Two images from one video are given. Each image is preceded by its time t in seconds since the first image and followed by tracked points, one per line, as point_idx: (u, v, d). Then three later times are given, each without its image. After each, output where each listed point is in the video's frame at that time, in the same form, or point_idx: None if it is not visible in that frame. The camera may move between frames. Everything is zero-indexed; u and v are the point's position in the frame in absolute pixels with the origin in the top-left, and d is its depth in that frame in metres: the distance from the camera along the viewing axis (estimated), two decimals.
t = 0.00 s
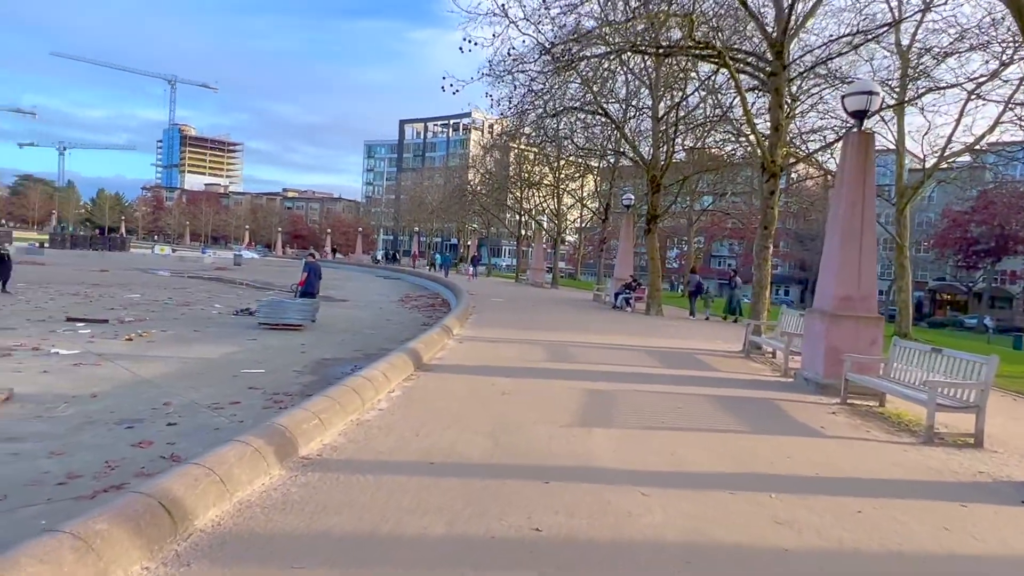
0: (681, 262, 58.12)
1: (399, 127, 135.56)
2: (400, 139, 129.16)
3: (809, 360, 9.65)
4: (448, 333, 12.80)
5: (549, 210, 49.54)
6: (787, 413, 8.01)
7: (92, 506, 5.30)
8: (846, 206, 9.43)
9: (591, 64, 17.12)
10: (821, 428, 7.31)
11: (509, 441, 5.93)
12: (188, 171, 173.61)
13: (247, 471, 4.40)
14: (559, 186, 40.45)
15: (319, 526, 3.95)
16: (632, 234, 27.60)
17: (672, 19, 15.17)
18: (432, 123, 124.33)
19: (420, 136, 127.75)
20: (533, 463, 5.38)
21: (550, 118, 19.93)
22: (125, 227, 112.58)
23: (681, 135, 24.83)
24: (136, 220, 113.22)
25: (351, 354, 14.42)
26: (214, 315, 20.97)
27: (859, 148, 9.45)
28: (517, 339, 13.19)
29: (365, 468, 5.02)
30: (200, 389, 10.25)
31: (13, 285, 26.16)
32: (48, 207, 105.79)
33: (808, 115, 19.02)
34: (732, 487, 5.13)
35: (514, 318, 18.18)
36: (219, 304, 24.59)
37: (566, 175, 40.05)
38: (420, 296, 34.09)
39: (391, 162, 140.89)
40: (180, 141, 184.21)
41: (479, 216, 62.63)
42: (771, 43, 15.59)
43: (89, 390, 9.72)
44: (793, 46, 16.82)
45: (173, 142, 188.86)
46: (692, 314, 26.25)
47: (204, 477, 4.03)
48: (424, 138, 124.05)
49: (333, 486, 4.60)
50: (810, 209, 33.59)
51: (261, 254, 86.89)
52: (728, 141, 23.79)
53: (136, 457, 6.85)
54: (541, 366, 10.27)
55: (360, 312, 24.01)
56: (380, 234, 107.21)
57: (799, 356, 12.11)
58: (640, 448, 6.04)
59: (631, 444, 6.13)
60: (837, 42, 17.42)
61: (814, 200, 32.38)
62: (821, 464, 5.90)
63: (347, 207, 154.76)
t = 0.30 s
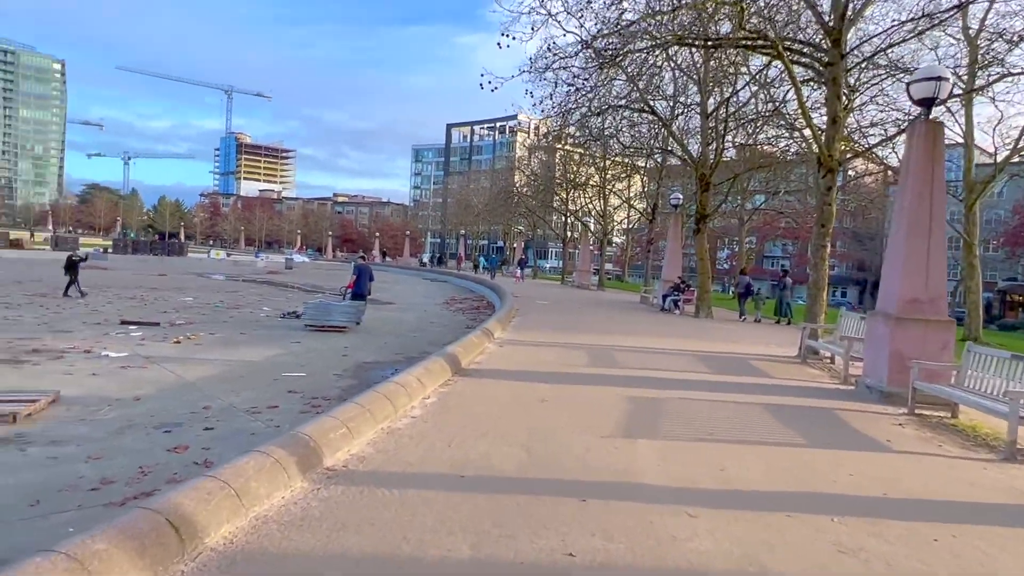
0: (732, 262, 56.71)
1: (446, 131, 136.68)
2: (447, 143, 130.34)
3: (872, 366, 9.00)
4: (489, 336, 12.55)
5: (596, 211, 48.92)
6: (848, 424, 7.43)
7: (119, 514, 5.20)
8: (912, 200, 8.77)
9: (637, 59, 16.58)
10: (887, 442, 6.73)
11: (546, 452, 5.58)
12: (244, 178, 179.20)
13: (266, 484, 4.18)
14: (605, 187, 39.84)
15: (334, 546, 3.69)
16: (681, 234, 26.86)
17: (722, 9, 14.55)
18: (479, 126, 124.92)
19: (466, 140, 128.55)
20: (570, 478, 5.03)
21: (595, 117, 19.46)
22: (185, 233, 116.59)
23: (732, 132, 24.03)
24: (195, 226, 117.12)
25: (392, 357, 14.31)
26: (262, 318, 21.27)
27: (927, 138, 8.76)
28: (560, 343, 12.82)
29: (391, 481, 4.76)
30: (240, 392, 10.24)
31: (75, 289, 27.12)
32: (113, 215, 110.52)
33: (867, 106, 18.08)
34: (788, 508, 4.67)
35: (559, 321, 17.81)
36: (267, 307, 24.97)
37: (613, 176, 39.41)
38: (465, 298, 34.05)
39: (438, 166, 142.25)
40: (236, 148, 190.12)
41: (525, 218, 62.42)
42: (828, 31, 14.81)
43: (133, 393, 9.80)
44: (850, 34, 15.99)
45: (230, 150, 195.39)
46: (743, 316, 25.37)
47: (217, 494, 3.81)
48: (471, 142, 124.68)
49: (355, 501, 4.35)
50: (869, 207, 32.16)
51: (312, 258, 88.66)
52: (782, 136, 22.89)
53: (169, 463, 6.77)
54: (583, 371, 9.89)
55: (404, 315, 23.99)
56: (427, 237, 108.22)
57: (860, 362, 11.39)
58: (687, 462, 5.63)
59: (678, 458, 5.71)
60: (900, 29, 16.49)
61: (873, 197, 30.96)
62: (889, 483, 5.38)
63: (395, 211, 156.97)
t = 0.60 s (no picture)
0: (802, 263, 54.50)
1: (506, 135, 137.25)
2: (507, 147, 130.76)
3: (965, 377, 8.20)
4: (547, 343, 12.22)
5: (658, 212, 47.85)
6: (941, 443, 6.72)
7: (169, 526, 5.13)
8: (1011, 194, 7.94)
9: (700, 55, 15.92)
10: (986, 464, 6.05)
11: (603, 472, 5.21)
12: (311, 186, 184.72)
13: (305, 505, 3.99)
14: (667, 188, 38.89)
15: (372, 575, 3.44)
16: (747, 235, 25.84)
17: None
18: (538, 130, 124.74)
19: (526, 143, 128.63)
20: (627, 501, 4.65)
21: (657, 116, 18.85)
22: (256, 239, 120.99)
23: (801, 127, 22.91)
24: (265, 233, 121.40)
25: (449, 363, 14.16)
26: (324, 323, 21.57)
27: None
28: (621, 350, 12.36)
29: (435, 501, 4.51)
30: (297, 399, 10.25)
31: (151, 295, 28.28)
32: (190, 224, 115.81)
33: (952, 96, 16.84)
34: (879, 543, 4.14)
35: (618, 326, 17.31)
36: (330, 312, 25.38)
37: (675, 176, 38.43)
38: (525, 302, 33.80)
39: (498, 170, 142.89)
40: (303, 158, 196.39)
41: (585, 221, 61.75)
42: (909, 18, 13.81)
43: (194, 399, 9.94)
44: (933, 19, 14.90)
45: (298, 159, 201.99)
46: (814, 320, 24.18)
47: (251, 515, 3.63)
48: (531, 145, 124.61)
49: (397, 523, 4.11)
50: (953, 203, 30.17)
51: (375, 263, 90.40)
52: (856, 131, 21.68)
53: (223, 473, 6.73)
54: (645, 381, 9.42)
55: (463, 319, 23.92)
56: (488, 241, 108.72)
57: (951, 372, 10.46)
58: (758, 485, 5.15)
59: (749, 481, 5.22)
60: (988, 12, 15.27)
61: (958, 192, 29.03)
62: (991, 514, 4.77)
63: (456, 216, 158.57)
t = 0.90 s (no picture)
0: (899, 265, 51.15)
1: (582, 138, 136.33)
2: (583, 150, 129.80)
3: None
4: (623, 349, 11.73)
5: (740, 213, 46.05)
6: None
7: (236, 532, 5.07)
8: None
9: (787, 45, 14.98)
10: None
11: (683, 493, 4.77)
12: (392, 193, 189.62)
13: (362, 520, 3.78)
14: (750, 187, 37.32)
15: None
16: (839, 235, 24.32)
17: None
18: (615, 132, 123.12)
19: (603, 145, 127.25)
20: (711, 527, 4.20)
21: (739, 112, 17.96)
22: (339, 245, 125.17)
23: (900, 119, 21.34)
24: (348, 239, 125.41)
25: (522, 369, 13.88)
26: (400, 327, 21.77)
27: None
28: (702, 357, 11.71)
29: (500, 518, 4.22)
30: (369, 404, 10.23)
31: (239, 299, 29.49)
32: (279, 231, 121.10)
33: None
34: None
35: (699, 332, 16.56)
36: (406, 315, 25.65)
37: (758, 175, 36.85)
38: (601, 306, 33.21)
39: (574, 173, 142.09)
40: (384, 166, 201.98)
41: (663, 222, 60.26)
42: None
43: (271, 402, 10.09)
44: None
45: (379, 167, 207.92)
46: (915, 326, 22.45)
47: (305, 531, 3.44)
48: (608, 147, 123.16)
49: (458, 542, 3.84)
50: None
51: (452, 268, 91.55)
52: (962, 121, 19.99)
53: (292, 477, 6.68)
54: (729, 391, 8.81)
55: (538, 324, 23.62)
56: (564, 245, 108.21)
57: None
58: (862, 513, 4.57)
59: (851, 507, 4.65)
60: None
61: None
62: None
63: (532, 220, 158.83)
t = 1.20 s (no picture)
0: None
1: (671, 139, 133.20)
2: (672, 152, 126.83)
3: None
4: (714, 360, 11.12)
5: (842, 214, 43.43)
6: None
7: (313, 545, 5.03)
8: None
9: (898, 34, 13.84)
10: None
11: (783, 527, 4.31)
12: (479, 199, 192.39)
13: (431, 548, 3.59)
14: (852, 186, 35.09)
15: None
16: (956, 238, 22.35)
17: None
18: (706, 132, 119.56)
19: (693, 147, 123.87)
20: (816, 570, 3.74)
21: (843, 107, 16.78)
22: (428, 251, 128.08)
23: None
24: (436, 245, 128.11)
25: (607, 379, 13.47)
26: (484, 333, 21.77)
27: None
28: (802, 371, 10.92)
29: (580, 548, 3.93)
30: (450, 412, 10.14)
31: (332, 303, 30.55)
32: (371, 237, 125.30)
33: None
34: None
35: (796, 342, 15.57)
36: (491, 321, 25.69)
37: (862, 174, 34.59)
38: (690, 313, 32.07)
39: (662, 176, 139.13)
40: (471, 172, 205.32)
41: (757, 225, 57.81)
42: None
43: (355, 408, 10.19)
44: None
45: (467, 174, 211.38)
46: None
47: (372, 558, 3.27)
48: (698, 149, 119.78)
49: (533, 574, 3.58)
50: None
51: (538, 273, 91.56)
52: None
53: (371, 488, 6.64)
54: (832, 409, 8.09)
55: (624, 331, 23.03)
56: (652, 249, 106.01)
57: None
58: (997, 561, 3.96)
59: (984, 554, 4.04)
60: None
61: None
62: None
63: (619, 224, 156.76)
